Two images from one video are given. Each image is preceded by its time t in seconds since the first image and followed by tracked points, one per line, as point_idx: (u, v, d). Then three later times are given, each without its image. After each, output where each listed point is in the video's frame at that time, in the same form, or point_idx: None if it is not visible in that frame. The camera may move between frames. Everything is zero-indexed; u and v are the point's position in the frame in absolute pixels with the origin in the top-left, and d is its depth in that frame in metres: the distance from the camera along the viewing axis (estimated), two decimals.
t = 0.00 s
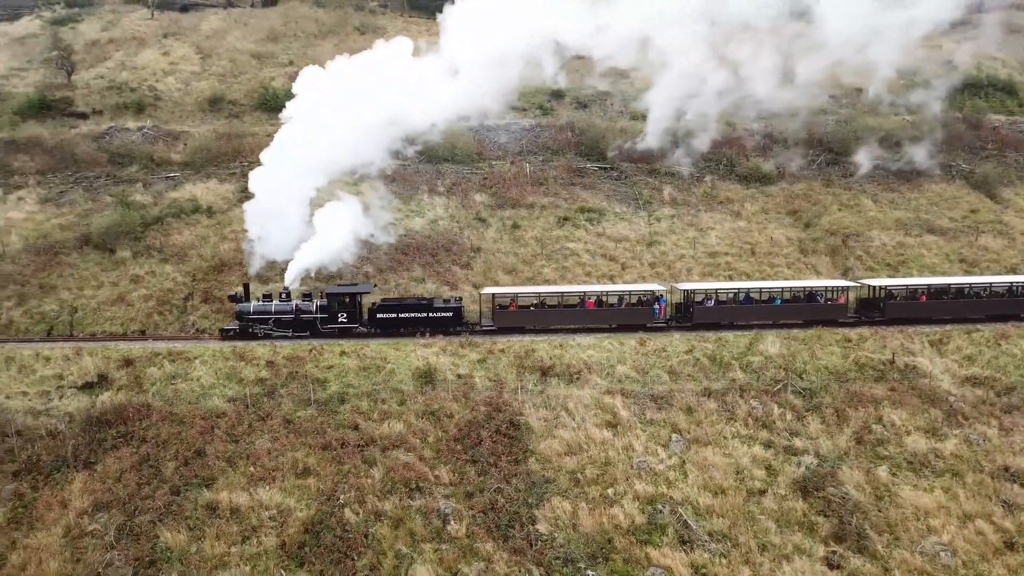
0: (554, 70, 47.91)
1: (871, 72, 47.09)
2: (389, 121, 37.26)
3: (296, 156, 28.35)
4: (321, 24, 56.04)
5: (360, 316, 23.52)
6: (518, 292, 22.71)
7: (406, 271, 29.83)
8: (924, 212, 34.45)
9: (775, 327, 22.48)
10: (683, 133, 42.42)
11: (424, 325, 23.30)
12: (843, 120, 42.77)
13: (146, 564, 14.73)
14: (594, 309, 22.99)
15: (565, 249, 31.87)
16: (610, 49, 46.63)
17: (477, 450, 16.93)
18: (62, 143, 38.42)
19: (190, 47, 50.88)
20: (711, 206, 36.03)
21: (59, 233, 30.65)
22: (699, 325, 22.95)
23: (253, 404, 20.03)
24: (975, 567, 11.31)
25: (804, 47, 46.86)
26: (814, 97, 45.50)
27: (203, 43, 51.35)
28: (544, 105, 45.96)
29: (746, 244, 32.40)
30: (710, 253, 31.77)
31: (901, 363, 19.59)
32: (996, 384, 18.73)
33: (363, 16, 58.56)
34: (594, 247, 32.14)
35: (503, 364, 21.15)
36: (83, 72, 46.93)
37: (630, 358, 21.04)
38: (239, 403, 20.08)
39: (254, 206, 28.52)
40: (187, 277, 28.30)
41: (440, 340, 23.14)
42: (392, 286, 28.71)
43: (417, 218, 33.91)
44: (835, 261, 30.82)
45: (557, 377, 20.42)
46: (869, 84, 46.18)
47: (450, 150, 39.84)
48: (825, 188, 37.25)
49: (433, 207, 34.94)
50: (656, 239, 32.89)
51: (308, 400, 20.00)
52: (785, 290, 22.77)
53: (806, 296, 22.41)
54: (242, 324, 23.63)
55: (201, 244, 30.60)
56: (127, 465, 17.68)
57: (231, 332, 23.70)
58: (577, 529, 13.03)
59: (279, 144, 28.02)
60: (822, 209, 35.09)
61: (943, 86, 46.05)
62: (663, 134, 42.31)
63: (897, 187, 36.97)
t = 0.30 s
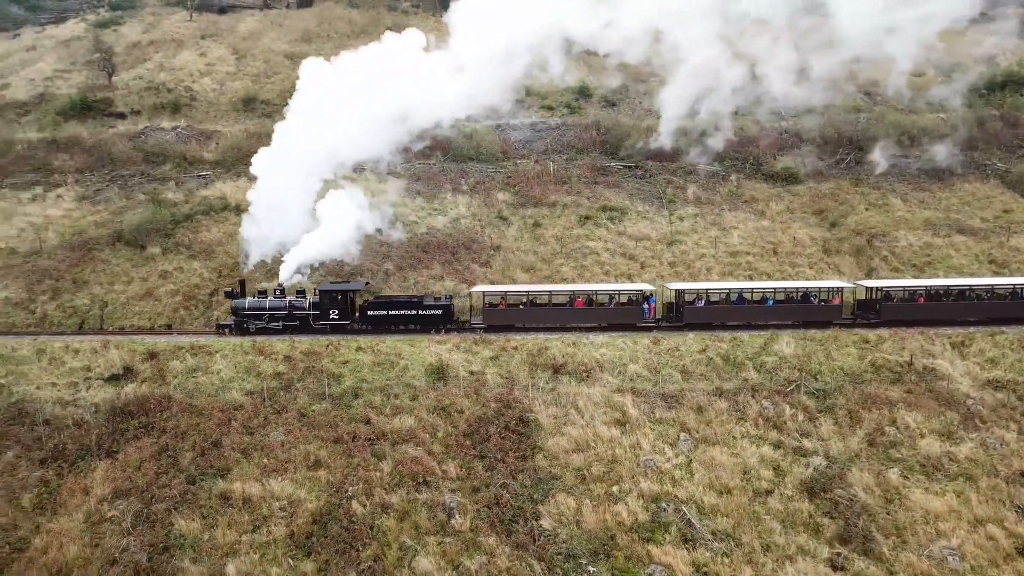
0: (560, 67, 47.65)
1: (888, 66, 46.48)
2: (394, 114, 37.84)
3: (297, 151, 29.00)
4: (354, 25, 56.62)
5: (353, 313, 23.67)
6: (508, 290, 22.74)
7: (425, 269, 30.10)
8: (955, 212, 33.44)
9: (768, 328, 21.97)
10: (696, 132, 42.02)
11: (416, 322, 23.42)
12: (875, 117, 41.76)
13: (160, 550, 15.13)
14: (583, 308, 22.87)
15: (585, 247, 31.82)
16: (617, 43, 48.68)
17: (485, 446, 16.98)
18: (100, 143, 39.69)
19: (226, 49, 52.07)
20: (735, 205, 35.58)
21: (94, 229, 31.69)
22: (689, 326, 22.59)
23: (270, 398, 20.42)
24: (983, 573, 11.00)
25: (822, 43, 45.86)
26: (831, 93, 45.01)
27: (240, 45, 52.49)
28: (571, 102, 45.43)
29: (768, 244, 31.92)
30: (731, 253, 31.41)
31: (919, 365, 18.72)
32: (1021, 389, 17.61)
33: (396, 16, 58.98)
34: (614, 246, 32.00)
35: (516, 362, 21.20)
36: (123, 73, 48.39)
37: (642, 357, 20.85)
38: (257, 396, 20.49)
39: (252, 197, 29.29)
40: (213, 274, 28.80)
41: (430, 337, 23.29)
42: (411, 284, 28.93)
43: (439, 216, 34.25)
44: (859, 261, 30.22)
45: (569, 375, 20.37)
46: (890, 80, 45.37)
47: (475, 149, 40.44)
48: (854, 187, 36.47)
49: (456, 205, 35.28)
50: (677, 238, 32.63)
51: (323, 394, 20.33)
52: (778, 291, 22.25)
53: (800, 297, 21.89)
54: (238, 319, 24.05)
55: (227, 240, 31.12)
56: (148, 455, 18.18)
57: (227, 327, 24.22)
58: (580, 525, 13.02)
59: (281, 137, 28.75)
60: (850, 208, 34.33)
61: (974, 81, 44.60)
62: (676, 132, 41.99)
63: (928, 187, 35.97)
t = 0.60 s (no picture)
0: (576, 69, 48.77)
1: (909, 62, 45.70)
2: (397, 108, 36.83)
3: (300, 149, 27.63)
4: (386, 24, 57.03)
5: (346, 308, 24.20)
6: (497, 288, 22.99)
7: (444, 267, 30.33)
8: (985, 212, 32.38)
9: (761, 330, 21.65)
10: (709, 131, 41.68)
11: (406, 318, 23.92)
12: (908, 116, 40.72)
13: (174, 537, 15.55)
14: (572, 306, 22.98)
15: (606, 246, 31.77)
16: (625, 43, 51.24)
17: (493, 442, 17.04)
18: (135, 142, 40.90)
19: (260, 50, 53.09)
20: (759, 204, 35.11)
21: (126, 226, 32.67)
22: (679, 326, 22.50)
23: (286, 391, 20.79)
24: None
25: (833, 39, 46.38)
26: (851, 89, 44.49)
27: (274, 45, 53.47)
28: (599, 102, 45.39)
29: (790, 244, 31.44)
30: (752, 252, 31.02)
31: (937, 367, 18.09)
32: None
33: (427, 13, 59.04)
34: (635, 245, 31.86)
35: (528, 359, 21.23)
36: (161, 74, 49.76)
37: (653, 356, 20.68)
38: (274, 390, 20.90)
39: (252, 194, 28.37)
40: (236, 270, 29.32)
41: (422, 333, 23.61)
42: (429, 281, 29.13)
43: (461, 215, 34.57)
44: (883, 261, 29.59)
45: (580, 373, 20.30)
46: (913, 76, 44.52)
47: (500, 147, 40.70)
48: (883, 185, 35.66)
49: (478, 204, 35.60)
50: (698, 237, 32.34)
51: (337, 388, 20.64)
52: (768, 291, 22.09)
53: (790, 297, 21.63)
54: (233, 315, 24.81)
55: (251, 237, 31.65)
56: (167, 445, 18.67)
57: (223, 323, 24.90)
58: (583, 521, 13.03)
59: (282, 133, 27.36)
60: (877, 207, 33.54)
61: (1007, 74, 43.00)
62: (690, 129, 41.71)
63: (958, 185, 34.95)
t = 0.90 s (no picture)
0: (605, 69, 48.50)
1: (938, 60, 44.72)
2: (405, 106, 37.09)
3: (302, 146, 28.00)
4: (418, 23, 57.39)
5: (340, 303, 24.68)
6: (488, 284, 23.30)
7: (462, 264, 30.55)
8: (1018, 212, 31.35)
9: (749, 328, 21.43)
10: (724, 129, 41.20)
11: (397, 314, 24.19)
12: (941, 113, 39.74)
13: (188, 524, 15.99)
14: (560, 304, 23.09)
15: (626, 244, 31.66)
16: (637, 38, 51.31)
17: (502, 437, 17.10)
18: (170, 141, 42.08)
19: (293, 50, 53.98)
20: (784, 203, 34.60)
21: (158, 223, 33.62)
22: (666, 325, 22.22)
23: (302, 386, 21.15)
24: None
25: (846, 35, 45.46)
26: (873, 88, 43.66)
27: (307, 45, 54.38)
28: (626, 100, 45.10)
29: (813, 243, 30.93)
30: (773, 252, 30.60)
31: (955, 370, 17.53)
32: None
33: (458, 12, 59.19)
34: (655, 244, 31.69)
35: (541, 356, 21.28)
36: (197, 74, 51.05)
37: (665, 354, 20.44)
38: (290, 383, 21.30)
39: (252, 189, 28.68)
40: (259, 266, 29.88)
41: (412, 329, 23.92)
42: (447, 278, 29.40)
43: (482, 213, 34.82)
44: (908, 261, 28.92)
45: (592, 370, 20.24)
46: (939, 75, 43.64)
47: (524, 146, 40.86)
48: (913, 185, 34.80)
49: (500, 202, 35.81)
50: (719, 236, 32.01)
51: (352, 382, 20.98)
52: (759, 291, 21.79)
53: (778, 297, 21.24)
54: (232, 310, 25.34)
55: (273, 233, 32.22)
56: (187, 435, 19.15)
57: (222, 316, 25.41)
58: (586, 517, 13.03)
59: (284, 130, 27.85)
60: (905, 207, 32.75)
61: None
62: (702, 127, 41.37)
63: (991, 184, 33.91)
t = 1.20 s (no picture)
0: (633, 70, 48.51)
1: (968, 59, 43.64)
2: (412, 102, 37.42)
3: (306, 138, 28.47)
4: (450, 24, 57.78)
5: (336, 300, 25.06)
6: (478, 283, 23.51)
7: (481, 262, 30.77)
8: None
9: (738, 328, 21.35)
10: (739, 126, 40.93)
11: (392, 312, 24.58)
12: (975, 112, 38.71)
13: (202, 512, 16.40)
14: (550, 302, 23.22)
15: (645, 243, 31.54)
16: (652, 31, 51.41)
17: (511, 434, 17.15)
18: (203, 140, 43.20)
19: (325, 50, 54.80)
20: (807, 202, 34.05)
21: (187, 220, 34.51)
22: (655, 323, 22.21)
23: (318, 380, 21.50)
24: None
25: (863, 33, 44.86)
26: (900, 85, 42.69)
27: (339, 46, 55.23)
28: (655, 98, 44.78)
29: (836, 243, 30.38)
30: (794, 252, 30.15)
31: (973, 372, 16.95)
32: None
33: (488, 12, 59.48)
34: (675, 243, 31.50)
35: (553, 354, 21.27)
36: (232, 75, 52.25)
37: (677, 352, 20.22)
38: (306, 377, 21.69)
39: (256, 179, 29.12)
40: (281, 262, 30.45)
41: (403, 326, 24.27)
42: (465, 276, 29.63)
43: (503, 211, 35.00)
44: (933, 262, 28.20)
45: (603, 369, 20.16)
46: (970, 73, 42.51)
47: (548, 145, 41.09)
48: (942, 184, 33.84)
49: (521, 200, 35.97)
50: (739, 235, 31.66)
51: (367, 377, 21.28)
52: (748, 290, 21.48)
53: (766, 298, 21.04)
54: (233, 305, 26.00)
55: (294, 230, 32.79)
56: (207, 426, 19.62)
57: (222, 311, 26.02)
58: (590, 513, 13.05)
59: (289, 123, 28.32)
60: (932, 207, 31.90)
61: None
62: (715, 126, 41.06)
63: None
